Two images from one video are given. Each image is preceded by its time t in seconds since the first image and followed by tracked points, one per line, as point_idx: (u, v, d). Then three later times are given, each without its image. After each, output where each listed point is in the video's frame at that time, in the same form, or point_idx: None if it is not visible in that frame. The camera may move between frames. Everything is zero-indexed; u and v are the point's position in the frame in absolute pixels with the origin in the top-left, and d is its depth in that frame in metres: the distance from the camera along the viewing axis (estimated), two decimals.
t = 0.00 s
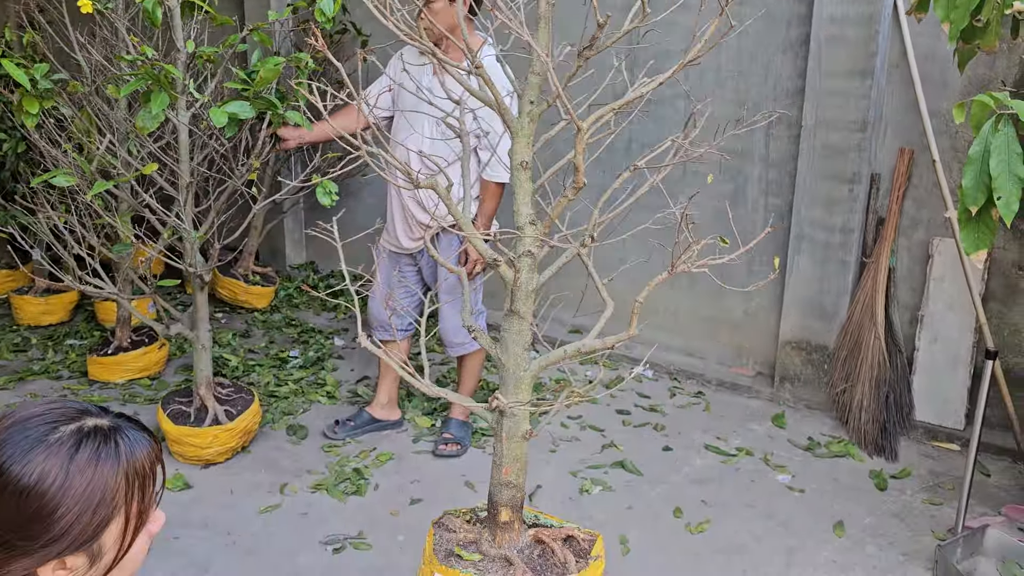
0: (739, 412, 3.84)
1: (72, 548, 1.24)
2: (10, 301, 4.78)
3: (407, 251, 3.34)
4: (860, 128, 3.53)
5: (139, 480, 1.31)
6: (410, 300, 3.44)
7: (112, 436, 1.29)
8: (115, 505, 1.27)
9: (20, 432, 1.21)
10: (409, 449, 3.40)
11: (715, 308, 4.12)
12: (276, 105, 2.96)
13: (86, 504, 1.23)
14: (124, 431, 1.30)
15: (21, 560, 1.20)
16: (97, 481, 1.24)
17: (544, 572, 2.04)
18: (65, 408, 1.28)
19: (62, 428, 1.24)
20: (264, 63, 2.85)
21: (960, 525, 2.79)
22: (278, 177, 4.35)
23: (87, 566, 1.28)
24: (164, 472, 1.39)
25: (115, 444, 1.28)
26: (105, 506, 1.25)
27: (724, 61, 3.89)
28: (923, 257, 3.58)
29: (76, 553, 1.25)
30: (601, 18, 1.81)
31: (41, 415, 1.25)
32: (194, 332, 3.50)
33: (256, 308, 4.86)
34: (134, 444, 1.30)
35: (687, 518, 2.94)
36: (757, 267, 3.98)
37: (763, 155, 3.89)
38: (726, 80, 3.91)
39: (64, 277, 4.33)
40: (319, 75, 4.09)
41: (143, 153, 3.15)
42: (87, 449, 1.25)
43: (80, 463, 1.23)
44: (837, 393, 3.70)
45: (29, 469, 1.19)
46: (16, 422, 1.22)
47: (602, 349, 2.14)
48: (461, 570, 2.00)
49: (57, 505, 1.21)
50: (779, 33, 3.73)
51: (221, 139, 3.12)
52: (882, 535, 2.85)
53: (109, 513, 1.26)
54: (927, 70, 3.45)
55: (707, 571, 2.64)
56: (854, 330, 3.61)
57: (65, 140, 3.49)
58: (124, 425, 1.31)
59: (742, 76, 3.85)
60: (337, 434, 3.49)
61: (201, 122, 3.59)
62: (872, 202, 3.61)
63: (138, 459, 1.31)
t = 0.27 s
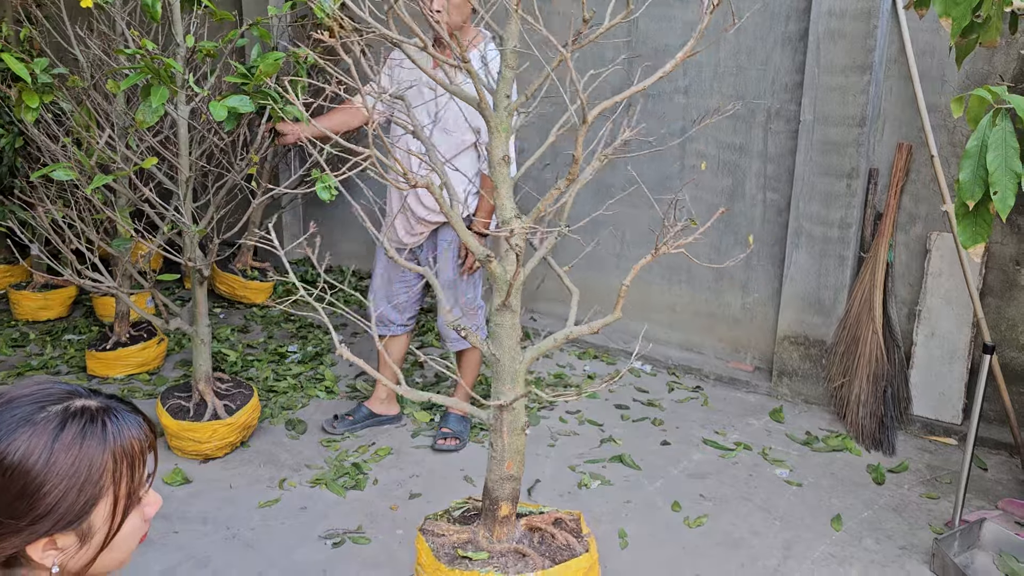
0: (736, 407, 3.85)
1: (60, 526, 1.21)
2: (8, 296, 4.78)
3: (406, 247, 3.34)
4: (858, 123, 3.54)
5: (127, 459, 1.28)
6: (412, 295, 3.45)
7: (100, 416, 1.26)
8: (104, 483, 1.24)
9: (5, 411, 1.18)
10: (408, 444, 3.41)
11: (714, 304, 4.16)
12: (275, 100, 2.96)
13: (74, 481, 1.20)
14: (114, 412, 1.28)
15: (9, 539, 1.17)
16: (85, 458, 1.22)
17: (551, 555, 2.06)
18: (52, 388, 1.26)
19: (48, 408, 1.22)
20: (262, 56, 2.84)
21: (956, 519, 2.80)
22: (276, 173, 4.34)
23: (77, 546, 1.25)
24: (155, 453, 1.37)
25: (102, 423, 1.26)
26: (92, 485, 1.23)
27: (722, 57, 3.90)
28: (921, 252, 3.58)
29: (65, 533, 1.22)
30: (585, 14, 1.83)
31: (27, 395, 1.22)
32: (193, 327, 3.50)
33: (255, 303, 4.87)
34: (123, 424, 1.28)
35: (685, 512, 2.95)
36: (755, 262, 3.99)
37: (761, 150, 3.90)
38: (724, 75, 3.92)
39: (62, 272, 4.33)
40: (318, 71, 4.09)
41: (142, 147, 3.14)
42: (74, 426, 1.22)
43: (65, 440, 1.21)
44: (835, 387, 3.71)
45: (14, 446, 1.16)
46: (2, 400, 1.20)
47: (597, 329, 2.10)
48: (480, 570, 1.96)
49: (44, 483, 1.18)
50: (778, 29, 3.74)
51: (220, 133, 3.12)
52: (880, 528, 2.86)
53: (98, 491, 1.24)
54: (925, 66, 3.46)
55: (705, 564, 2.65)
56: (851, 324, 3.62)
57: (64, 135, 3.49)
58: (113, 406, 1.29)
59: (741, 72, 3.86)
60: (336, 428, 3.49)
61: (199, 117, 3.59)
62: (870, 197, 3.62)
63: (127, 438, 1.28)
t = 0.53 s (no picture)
0: (735, 402, 3.86)
1: (55, 516, 1.21)
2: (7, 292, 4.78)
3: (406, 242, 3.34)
4: (857, 119, 3.54)
5: (123, 452, 1.28)
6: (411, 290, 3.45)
7: (98, 408, 1.27)
8: (101, 474, 1.24)
9: (3, 400, 1.18)
10: (407, 439, 3.41)
11: (713, 300, 4.17)
12: (274, 95, 2.95)
13: (71, 472, 1.21)
14: (111, 405, 1.28)
15: (4, 528, 1.17)
16: (82, 449, 1.22)
17: (553, 539, 2.09)
18: (51, 379, 1.26)
19: (47, 399, 1.22)
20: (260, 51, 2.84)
21: (954, 513, 2.81)
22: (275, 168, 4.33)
23: (70, 537, 1.25)
24: (151, 448, 1.37)
25: (100, 416, 1.26)
26: (88, 476, 1.23)
27: (721, 52, 3.89)
28: (919, 247, 3.59)
29: (60, 523, 1.22)
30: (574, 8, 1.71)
31: (26, 385, 1.23)
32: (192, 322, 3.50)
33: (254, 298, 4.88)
34: (120, 417, 1.28)
35: (684, 507, 2.96)
36: (754, 257, 4.00)
37: (760, 146, 3.90)
38: (723, 70, 3.91)
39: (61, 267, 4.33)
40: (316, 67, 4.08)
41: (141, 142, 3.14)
42: (72, 417, 1.23)
43: (64, 431, 1.21)
44: (833, 382, 3.72)
45: (13, 434, 1.17)
46: None
47: (575, 319, 2.13)
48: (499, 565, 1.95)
49: (40, 473, 1.18)
50: (777, 24, 3.73)
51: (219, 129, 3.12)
52: (878, 523, 2.87)
53: (94, 482, 1.24)
54: (924, 61, 3.46)
55: (704, 559, 2.66)
56: (850, 319, 3.63)
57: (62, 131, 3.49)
58: (110, 399, 1.30)
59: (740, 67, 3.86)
60: (335, 424, 3.50)
61: (198, 112, 3.58)
62: (868, 192, 3.62)
63: (124, 431, 1.29)
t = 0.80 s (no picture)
0: (734, 397, 3.86)
1: (53, 511, 1.21)
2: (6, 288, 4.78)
3: (406, 238, 3.34)
4: (857, 114, 3.54)
5: (123, 450, 1.28)
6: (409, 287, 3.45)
7: (99, 404, 1.26)
8: (99, 471, 1.24)
9: (5, 393, 1.19)
10: (406, 435, 3.41)
11: (712, 296, 4.18)
12: (273, 91, 2.95)
13: (69, 467, 1.20)
14: (112, 401, 1.28)
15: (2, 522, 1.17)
16: (81, 444, 1.22)
17: (553, 526, 2.10)
18: (54, 374, 1.26)
19: (49, 394, 1.22)
20: (261, 50, 2.85)
21: (952, 508, 2.82)
22: (274, 164, 4.33)
23: (67, 533, 1.24)
24: (151, 446, 1.37)
25: (101, 413, 1.26)
26: (88, 471, 1.22)
27: (721, 47, 3.89)
28: (919, 243, 3.59)
29: (57, 519, 1.22)
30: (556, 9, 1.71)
31: (29, 379, 1.23)
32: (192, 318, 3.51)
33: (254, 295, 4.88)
34: (121, 414, 1.28)
35: (683, 502, 2.96)
36: (753, 253, 4.00)
37: (760, 141, 3.90)
38: (722, 65, 3.91)
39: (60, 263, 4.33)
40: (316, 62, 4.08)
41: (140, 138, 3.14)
42: (73, 413, 1.23)
43: (64, 425, 1.21)
44: (832, 377, 3.73)
45: (14, 428, 1.17)
46: (2, 384, 1.20)
47: (560, 306, 2.23)
48: (519, 561, 1.94)
49: (40, 466, 1.18)
50: (777, 19, 3.73)
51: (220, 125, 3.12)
52: (877, 518, 2.87)
53: (92, 478, 1.23)
54: (924, 57, 3.45)
55: (703, 554, 2.67)
56: (850, 315, 3.63)
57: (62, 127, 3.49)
58: (112, 396, 1.29)
59: (740, 63, 3.86)
60: (335, 420, 3.50)
61: (198, 108, 3.58)
62: (868, 188, 3.62)
63: (124, 428, 1.28)
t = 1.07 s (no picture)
0: (734, 393, 3.86)
1: (59, 509, 1.21)
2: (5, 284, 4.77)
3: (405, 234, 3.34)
4: (857, 110, 3.53)
5: (125, 444, 1.28)
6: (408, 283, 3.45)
7: (98, 401, 1.26)
8: (103, 467, 1.24)
9: (3, 394, 1.18)
10: (406, 430, 3.41)
11: (712, 292, 4.18)
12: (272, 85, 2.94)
13: (73, 465, 1.20)
14: (111, 397, 1.28)
15: (8, 523, 1.17)
16: (85, 442, 1.22)
17: (550, 512, 2.10)
18: (52, 372, 1.26)
19: (47, 393, 1.22)
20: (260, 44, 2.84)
21: (952, 503, 2.82)
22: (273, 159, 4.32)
23: (74, 530, 1.25)
24: (152, 440, 1.37)
25: (101, 409, 1.26)
26: (92, 469, 1.23)
27: (721, 42, 3.88)
28: (919, 238, 3.59)
29: (63, 516, 1.22)
30: None
31: (26, 378, 1.22)
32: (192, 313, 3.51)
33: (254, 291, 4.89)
34: (121, 409, 1.28)
35: (684, 497, 2.96)
36: (753, 248, 4.00)
37: (760, 137, 3.90)
38: (722, 60, 3.91)
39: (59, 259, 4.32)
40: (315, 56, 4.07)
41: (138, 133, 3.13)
42: (73, 410, 1.22)
43: (66, 423, 1.21)
44: (832, 373, 3.73)
45: (14, 429, 1.16)
46: None
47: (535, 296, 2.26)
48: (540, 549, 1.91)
49: (43, 466, 1.18)
50: (777, 14, 3.72)
51: (219, 120, 3.11)
52: (877, 513, 2.88)
53: (97, 475, 1.24)
54: (924, 52, 3.45)
55: (704, 549, 2.67)
56: (850, 310, 3.62)
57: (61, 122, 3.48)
58: (111, 391, 1.29)
59: (740, 58, 3.86)
60: (335, 415, 3.50)
61: (197, 103, 3.57)
62: (868, 183, 3.62)
63: (125, 423, 1.28)
